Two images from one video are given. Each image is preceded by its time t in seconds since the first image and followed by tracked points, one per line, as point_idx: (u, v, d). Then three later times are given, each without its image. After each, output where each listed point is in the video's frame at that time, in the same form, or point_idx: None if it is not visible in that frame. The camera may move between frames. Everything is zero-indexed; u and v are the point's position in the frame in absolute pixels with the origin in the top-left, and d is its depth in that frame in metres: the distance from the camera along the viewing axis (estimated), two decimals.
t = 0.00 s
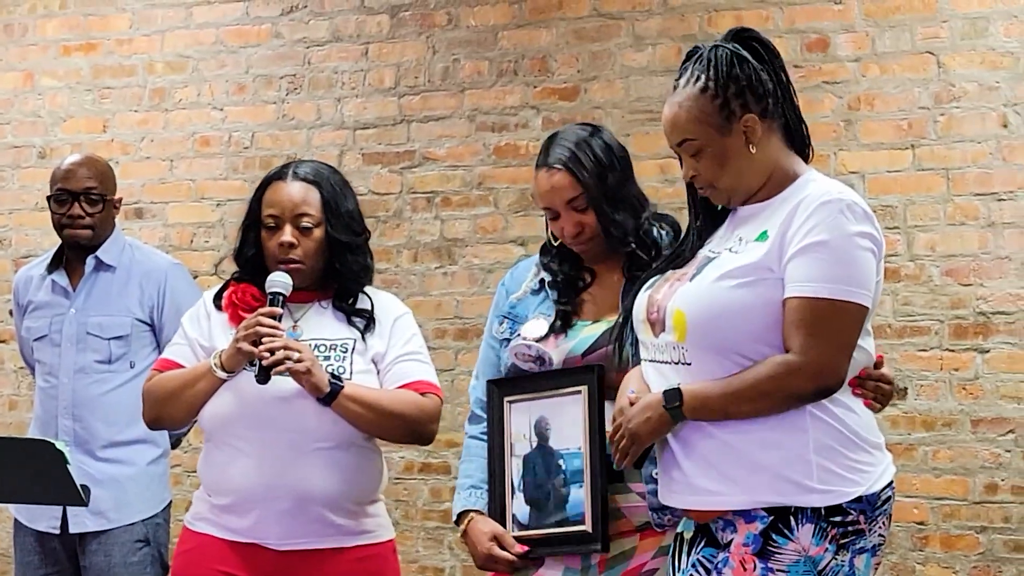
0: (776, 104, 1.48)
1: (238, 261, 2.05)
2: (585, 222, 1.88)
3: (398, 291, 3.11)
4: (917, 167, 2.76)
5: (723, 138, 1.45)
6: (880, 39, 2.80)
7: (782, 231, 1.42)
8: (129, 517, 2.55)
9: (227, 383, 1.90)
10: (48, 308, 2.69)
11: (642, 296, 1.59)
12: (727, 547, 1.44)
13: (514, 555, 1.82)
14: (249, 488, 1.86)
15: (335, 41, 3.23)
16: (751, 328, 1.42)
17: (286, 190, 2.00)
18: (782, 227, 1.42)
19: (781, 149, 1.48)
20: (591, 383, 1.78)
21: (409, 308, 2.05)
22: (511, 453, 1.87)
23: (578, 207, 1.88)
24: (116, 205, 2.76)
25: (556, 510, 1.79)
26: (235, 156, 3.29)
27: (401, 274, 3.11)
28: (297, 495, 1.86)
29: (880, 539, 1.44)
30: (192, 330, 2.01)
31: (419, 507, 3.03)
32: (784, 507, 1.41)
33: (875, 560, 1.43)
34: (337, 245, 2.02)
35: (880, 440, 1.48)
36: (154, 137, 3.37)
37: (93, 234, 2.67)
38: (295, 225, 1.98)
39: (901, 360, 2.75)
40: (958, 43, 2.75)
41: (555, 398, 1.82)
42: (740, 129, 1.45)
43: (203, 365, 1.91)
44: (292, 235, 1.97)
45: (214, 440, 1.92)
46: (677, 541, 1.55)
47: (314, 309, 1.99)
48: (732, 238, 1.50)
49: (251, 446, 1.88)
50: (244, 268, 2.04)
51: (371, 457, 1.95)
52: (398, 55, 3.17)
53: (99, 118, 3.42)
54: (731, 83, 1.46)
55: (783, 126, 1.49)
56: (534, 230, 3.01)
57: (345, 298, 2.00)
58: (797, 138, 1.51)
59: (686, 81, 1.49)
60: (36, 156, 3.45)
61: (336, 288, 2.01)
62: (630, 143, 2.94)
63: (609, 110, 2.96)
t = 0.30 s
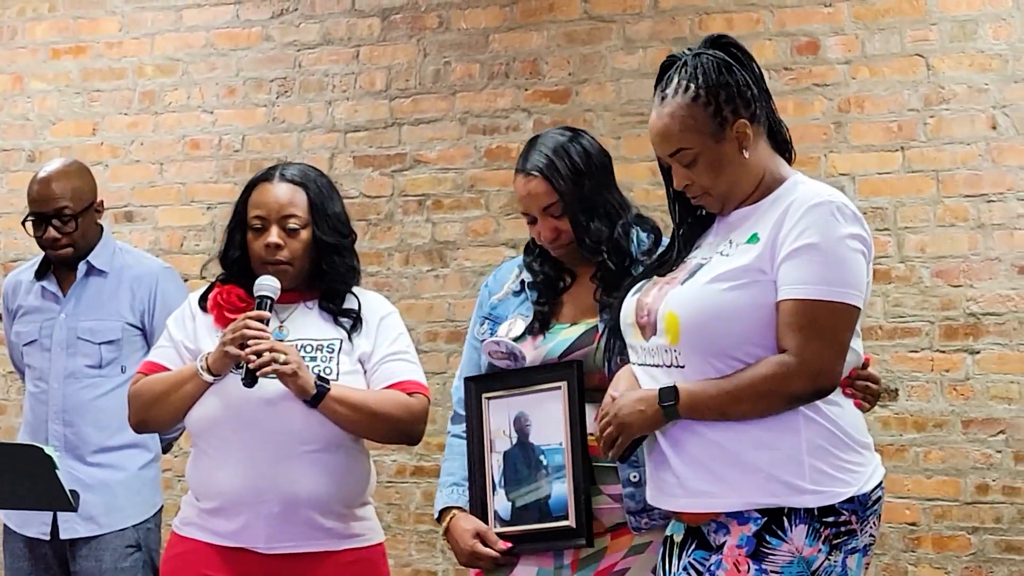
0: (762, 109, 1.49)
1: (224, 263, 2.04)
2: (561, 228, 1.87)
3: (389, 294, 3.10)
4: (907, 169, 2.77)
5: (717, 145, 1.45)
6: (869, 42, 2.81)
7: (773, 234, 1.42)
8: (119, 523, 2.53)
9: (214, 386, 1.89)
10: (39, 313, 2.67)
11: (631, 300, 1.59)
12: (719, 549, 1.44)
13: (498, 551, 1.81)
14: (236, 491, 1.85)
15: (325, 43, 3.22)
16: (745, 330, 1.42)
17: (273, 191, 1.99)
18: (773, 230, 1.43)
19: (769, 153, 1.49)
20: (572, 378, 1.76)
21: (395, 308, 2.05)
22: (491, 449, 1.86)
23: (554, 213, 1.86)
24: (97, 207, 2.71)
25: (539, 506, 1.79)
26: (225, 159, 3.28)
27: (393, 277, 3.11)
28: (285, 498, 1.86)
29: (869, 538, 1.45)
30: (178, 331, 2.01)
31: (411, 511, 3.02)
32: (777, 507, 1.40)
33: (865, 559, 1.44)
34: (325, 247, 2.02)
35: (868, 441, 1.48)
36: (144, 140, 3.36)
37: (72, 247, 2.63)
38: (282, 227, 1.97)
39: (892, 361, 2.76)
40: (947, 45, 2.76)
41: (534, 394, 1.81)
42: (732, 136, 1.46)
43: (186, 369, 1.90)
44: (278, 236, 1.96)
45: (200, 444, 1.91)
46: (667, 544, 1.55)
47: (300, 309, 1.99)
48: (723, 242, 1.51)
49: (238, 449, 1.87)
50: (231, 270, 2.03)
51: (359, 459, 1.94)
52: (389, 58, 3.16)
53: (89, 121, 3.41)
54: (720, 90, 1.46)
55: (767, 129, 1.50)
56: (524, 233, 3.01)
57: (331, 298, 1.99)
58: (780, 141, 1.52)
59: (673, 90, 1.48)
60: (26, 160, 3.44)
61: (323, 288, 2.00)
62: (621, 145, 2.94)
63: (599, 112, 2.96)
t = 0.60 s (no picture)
0: (741, 114, 1.51)
1: (213, 267, 2.03)
2: (533, 233, 1.86)
3: (381, 296, 3.10)
4: (899, 171, 2.77)
5: (697, 148, 1.46)
6: (861, 43, 2.81)
7: (758, 235, 1.43)
8: (116, 528, 2.53)
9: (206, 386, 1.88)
10: (26, 322, 2.66)
11: (614, 304, 1.59)
12: (708, 550, 1.45)
13: (472, 548, 1.81)
14: (228, 494, 1.85)
15: (316, 46, 3.22)
16: (731, 330, 1.42)
17: (263, 192, 2.00)
18: (757, 231, 1.43)
19: (749, 157, 1.50)
20: (549, 376, 1.77)
21: (385, 308, 2.04)
22: (468, 445, 1.86)
23: (526, 220, 1.86)
24: (69, 218, 2.64)
25: (513, 502, 1.79)
26: (216, 161, 3.28)
27: (384, 279, 3.10)
28: (277, 500, 1.85)
29: (857, 538, 1.46)
30: (168, 334, 1.99)
31: (403, 513, 3.02)
32: (768, 507, 1.40)
33: (853, 558, 1.44)
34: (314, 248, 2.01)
35: (853, 441, 1.49)
36: (135, 142, 3.35)
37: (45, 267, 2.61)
38: (273, 227, 1.98)
39: (884, 362, 2.76)
40: (938, 47, 2.76)
41: (512, 391, 1.81)
42: (713, 140, 1.47)
43: (178, 370, 1.88)
44: (269, 236, 1.96)
45: (192, 446, 1.90)
46: (653, 546, 1.56)
47: (291, 311, 1.98)
48: (705, 245, 1.51)
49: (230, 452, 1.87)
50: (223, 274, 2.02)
51: (351, 459, 1.94)
52: (380, 60, 3.16)
53: (79, 123, 3.40)
54: (701, 95, 1.47)
55: (746, 135, 1.52)
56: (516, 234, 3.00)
57: (321, 300, 1.99)
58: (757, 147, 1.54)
59: (654, 94, 1.49)
60: (16, 162, 3.43)
61: (313, 290, 2.00)
62: (613, 147, 2.94)
63: (591, 114, 2.96)
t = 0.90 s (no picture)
0: (719, 114, 1.51)
1: (211, 265, 2.03)
2: (516, 233, 1.86)
3: (376, 295, 3.10)
4: (894, 168, 2.77)
5: (676, 148, 1.46)
6: (855, 41, 2.81)
7: (737, 233, 1.43)
8: (120, 529, 2.47)
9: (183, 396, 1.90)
10: (8, 339, 2.55)
11: (598, 305, 1.59)
12: (696, 548, 1.44)
13: (461, 543, 1.80)
14: (221, 497, 1.85)
15: (311, 44, 3.22)
16: (711, 328, 1.42)
17: (261, 189, 2.01)
18: (736, 229, 1.43)
19: (727, 157, 1.50)
20: (542, 373, 1.78)
21: (378, 311, 2.04)
22: (455, 441, 1.86)
23: (509, 221, 1.86)
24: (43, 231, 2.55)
25: (503, 498, 1.79)
26: (211, 160, 3.28)
27: (379, 278, 3.10)
28: (269, 502, 1.85)
29: (843, 533, 1.46)
30: (164, 330, 1.99)
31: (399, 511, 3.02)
32: (754, 504, 1.40)
33: (839, 553, 1.45)
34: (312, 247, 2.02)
35: (839, 437, 1.49)
36: (129, 141, 3.35)
37: (23, 284, 2.52)
38: (271, 223, 1.98)
39: (879, 360, 2.75)
40: (933, 44, 2.76)
41: (505, 387, 1.81)
42: (692, 139, 1.47)
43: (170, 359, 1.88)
44: (268, 232, 1.96)
45: (185, 448, 1.90)
46: (641, 546, 1.56)
47: (286, 313, 1.98)
48: (685, 244, 1.51)
49: (223, 454, 1.86)
50: (219, 273, 2.02)
51: (344, 461, 1.93)
52: (374, 58, 3.16)
53: (74, 122, 3.40)
54: (679, 96, 1.47)
55: (724, 134, 1.52)
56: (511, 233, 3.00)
57: (318, 300, 1.99)
58: (735, 145, 1.54)
59: (631, 96, 1.49)
60: (11, 161, 3.43)
61: (309, 289, 2.00)
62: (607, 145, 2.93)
63: (585, 112, 2.96)
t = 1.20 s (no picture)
0: (701, 113, 1.51)
1: (189, 261, 2.01)
2: (500, 229, 1.87)
3: (372, 292, 3.10)
4: (890, 165, 2.77)
5: (657, 147, 1.46)
6: (852, 37, 2.81)
7: (721, 230, 1.43)
8: (114, 527, 2.46)
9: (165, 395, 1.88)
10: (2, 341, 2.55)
11: (587, 308, 1.59)
12: (692, 545, 1.44)
13: (442, 538, 1.80)
14: (202, 499, 1.85)
15: (307, 41, 3.22)
16: (699, 325, 1.42)
17: (243, 186, 1.99)
18: (720, 226, 1.43)
19: (710, 155, 1.51)
20: (530, 371, 1.79)
21: (360, 313, 2.04)
22: (441, 437, 1.85)
23: (492, 216, 1.87)
24: (32, 231, 2.55)
25: (488, 494, 1.80)
26: (207, 157, 3.28)
27: (375, 275, 3.10)
28: (249, 505, 1.85)
29: (838, 528, 1.46)
30: (140, 327, 1.99)
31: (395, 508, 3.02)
32: (749, 500, 1.40)
33: (834, 548, 1.44)
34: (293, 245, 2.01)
35: (833, 430, 1.49)
36: (125, 139, 3.35)
37: (14, 286, 2.53)
38: (254, 221, 1.97)
39: (876, 357, 2.76)
40: (929, 40, 2.75)
41: (494, 383, 1.81)
42: (673, 139, 1.47)
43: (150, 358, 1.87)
44: (250, 230, 1.95)
45: (164, 450, 1.89)
46: (638, 543, 1.56)
47: (266, 312, 1.98)
48: (671, 243, 1.51)
49: (202, 456, 1.86)
50: (196, 267, 2.00)
51: (323, 463, 1.94)
52: (370, 55, 3.16)
53: (70, 119, 3.40)
54: (660, 96, 1.47)
55: (706, 133, 1.53)
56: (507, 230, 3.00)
57: (298, 299, 1.99)
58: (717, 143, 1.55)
59: (613, 97, 1.49)
60: (7, 159, 3.44)
61: (289, 288, 1.99)
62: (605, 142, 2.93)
63: (581, 108, 2.96)
